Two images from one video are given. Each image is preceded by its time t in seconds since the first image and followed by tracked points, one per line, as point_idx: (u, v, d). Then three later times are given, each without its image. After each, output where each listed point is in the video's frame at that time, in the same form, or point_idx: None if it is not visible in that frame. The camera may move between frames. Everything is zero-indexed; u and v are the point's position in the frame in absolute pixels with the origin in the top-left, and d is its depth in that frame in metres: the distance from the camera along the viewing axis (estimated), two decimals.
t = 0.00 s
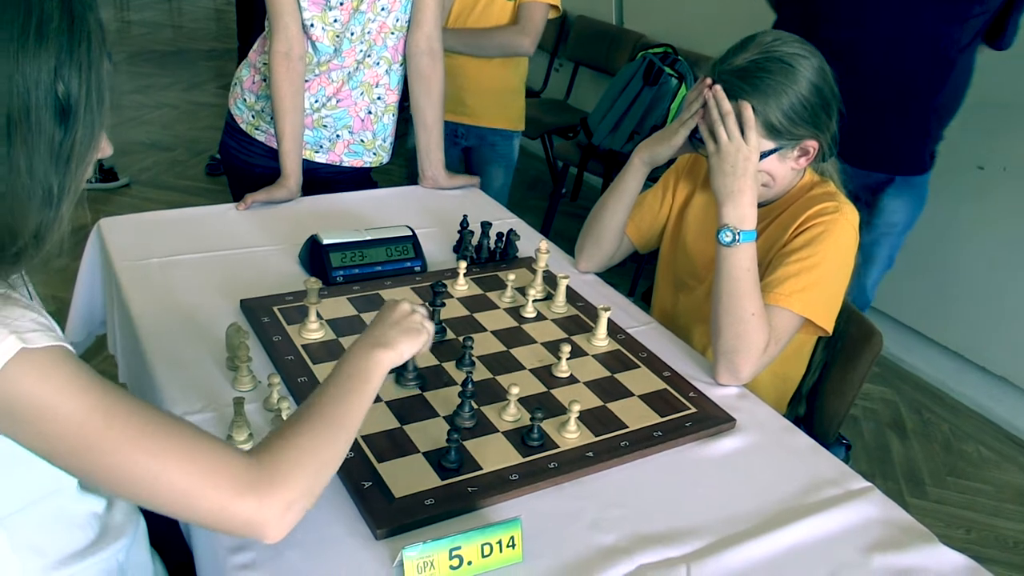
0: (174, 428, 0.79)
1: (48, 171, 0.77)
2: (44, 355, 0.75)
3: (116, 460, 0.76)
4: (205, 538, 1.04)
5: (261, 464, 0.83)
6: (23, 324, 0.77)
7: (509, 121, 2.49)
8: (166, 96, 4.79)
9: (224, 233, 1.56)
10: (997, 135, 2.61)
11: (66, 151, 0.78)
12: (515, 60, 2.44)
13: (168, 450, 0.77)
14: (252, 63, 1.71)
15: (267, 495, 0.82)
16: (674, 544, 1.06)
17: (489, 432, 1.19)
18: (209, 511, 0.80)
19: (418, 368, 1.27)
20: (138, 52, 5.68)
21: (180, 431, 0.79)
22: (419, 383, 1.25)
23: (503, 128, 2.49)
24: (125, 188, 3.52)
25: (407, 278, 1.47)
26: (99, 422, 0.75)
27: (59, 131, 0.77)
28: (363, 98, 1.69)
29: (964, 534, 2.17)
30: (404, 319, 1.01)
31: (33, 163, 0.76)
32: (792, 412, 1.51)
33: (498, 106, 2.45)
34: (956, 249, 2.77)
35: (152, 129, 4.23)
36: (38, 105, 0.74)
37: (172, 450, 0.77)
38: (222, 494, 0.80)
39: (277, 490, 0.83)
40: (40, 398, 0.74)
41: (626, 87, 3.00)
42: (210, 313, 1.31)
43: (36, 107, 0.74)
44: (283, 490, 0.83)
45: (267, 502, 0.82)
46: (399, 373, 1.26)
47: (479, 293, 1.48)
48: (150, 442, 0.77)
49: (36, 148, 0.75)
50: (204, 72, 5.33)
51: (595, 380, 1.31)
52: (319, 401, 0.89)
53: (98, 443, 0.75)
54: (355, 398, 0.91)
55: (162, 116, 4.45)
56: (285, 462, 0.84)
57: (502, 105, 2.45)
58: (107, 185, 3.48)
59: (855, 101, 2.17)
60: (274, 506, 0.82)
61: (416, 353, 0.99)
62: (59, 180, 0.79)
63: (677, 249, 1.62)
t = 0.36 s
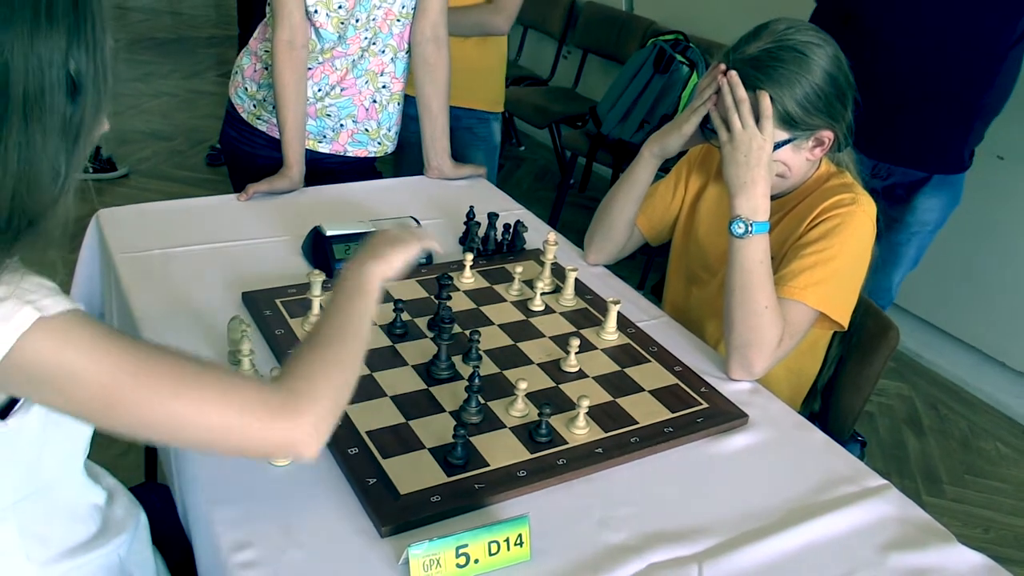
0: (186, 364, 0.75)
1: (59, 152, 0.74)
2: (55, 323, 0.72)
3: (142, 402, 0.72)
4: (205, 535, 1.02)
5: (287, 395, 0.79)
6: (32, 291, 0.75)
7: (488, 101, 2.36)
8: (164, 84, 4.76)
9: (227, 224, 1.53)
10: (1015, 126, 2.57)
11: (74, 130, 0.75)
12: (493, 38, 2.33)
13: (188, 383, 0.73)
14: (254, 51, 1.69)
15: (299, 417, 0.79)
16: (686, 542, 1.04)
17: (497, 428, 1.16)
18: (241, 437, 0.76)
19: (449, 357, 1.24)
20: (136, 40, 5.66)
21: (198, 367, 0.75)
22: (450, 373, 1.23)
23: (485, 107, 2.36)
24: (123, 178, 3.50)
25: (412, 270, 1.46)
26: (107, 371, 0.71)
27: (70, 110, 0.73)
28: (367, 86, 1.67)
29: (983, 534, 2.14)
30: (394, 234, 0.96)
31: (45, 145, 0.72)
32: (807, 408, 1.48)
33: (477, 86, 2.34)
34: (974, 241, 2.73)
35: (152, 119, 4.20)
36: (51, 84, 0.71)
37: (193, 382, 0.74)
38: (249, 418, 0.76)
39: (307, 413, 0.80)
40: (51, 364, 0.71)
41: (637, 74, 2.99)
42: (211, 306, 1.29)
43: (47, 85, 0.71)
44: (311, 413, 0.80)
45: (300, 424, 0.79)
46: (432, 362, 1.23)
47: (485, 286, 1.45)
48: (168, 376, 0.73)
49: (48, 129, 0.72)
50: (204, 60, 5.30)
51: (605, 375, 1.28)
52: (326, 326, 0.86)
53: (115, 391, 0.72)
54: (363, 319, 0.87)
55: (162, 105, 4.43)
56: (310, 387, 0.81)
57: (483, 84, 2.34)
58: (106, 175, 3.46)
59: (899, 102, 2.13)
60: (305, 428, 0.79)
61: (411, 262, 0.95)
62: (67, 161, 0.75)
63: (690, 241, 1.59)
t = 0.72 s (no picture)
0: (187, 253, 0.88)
1: (50, 121, 0.74)
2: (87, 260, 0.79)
3: (169, 285, 0.84)
4: (206, 542, 1.00)
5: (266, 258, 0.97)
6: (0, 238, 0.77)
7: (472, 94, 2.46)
8: (164, 80, 4.76)
9: (226, 220, 1.53)
10: None
11: (68, 104, 0.76)
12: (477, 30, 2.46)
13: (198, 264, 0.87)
14: (254, 46, 1.67)
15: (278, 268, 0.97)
16: (694, 547, 1.01)
17: (502, 431, 1.14)
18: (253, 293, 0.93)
19: (454, 358, 1.22)
20: (136, 35, 5.66)
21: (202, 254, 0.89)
22: (454, 375, 1.20)
23: (470, 102, 2.46)
24: (122, 175, 3.49)
25: (417, 270, 1.43)
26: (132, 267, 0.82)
27: (60, 84, 0.74)
28: (370, 83, 1.66)
29: (1000, 541, 2.10)
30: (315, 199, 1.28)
31: (37, 115, 0.73)
32: (820, 412, 1.45)
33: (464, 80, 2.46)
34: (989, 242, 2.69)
35: (150, 115, 4.19)
36: (37, 56, 0.71)
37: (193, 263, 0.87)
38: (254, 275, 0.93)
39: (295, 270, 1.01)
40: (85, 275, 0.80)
41: (646, 69, 2.97)
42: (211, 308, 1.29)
43: (37, 64, 0.72)
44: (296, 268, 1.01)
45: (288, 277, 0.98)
46: (436, 364, 1.21)
47: (491, 286, 1.43)
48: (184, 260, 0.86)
49: (38, 101, 0.73)
50: (204, 56, 5.30)
51: (613, 377, 1.26)
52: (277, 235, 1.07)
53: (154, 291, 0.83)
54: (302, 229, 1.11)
55: (162, 101, 4.42)
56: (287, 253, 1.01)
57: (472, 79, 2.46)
58: (103, 173, 3.46)
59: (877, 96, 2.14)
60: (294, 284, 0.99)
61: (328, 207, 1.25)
62: (65, 138, 0.76)
63: (700, 241, 1.57)
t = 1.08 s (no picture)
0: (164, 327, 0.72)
1: (45, 117, 0.68)
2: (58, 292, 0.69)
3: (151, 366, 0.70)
4: (204, 544, 0.97)
5: (243, 328, 0.79)
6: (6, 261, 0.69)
7: (479, 89, 2.45)
8: (161, 73, 4.73)
9: (226, 216, 1.50)
10: None
11: (61, 99, 0.69)
12: (482, 25, 2.41)
13: (181, 351, 0.72)
14: (254, 38, 1.65)
15: (259, 347, 0.78)
16: (703, 554, 0.98)
17: (507, 433, 1.11)
18: (242, 397, 0.75)
19: (457, 358, 1.19)
20: (134, 27, 5.64)
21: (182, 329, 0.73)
22: (458, 375, 1.18)
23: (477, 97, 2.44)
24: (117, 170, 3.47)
25: (420, 268, 1.41)
26: (101, 342, 0.68)
27: (56, 78, 0.68)
28: (372, 76, 1.63)
29: (1016, 550, 2.07)
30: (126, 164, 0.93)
31: (30, 114, 0.67)
32: (833, 416, 1.42)
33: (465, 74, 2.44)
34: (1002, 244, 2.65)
35: (147, 110, 4.16)
36: (31, 50, 0.65)
37: (180, 348, 0.72)
38: (246, 377, 0.75)
39: (278, 365, 0.78)
40: (31, 321, 0.67)
41: (654, 65, 2.91)
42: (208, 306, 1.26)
43: (31, 56, 0.65)
44: (277, 354, 0.79)
45: (284, 377, 0.78)
46: (439, 364, 1.18)
47: (496, 285, 1.40)
48: (167, 344, 0.71)
49: (32, 97, 0.67)
50: (202, 49, 5.27)
51: (621, 379, 1.23)
52: (182, 264, 0.84)
53: (120, 365, 0.69)
54: (187, 240, 0.85)
55: (160, 95, 4.39)
56: (264, 323, 0.81)
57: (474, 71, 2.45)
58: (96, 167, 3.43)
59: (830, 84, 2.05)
60: (295, 388, 0.79)
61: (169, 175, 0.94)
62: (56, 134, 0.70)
63: (710, 241, 1.54)
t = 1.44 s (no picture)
0: (130, 406, 0.82)
1: (31, 128, 0.77)
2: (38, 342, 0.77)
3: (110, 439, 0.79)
4: (202, 543, 0.95)
5: (191, 413, 0.89)
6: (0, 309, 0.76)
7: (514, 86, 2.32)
8: (162, 62, 4.70)
9: (225, 208, 1.47)
10: None
11: (50, 108, 0.77)
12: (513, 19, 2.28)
13: (136, 435, 0.80)
14: (255, 25, 1.62)
15: (203, 435, 0.88)
16: (715, 555, 0.95)
17: (514, 430, 1.08)
18: (178, 483, 0.84)
19: (463, 353, 1.16)
20: (134, 15, 5.60)
21: (142, 410, 0.83)
22: (463, 371, 1.15)
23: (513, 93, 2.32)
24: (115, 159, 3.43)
25: (425, 261, 1.38)
26: (69, 413, 0.76)
27: (47, 88, 0.76)
28: (377, 64, 1.61)
29: None
30: (99, 183, 0.97)
31: (16, 120, 0.75)
32: (848, 413, 1.39)
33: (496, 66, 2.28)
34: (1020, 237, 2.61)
35: (147, 99, 4.12)
36: (23, 60, 0.73)
37: (134, 431, 0.80)
38: (187, 466, 0.85)
39: (218, 455, 0.88)
40: (9, 375, 0.74)
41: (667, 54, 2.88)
42: (208, 297, 1.23)
43: (22, 61, 0.73)
44: (218, 444, 0.89)
45: (222, 467, 0.88)
46: (444, 359, 1.15)
47: (503, 279, 1.37)
48: (126, 426, 0.80)
49: (19, 104, 0.75)
50: (203, 37, 5.23)
51: (631, 375, 1.20)
52: (144, 329, 0.93)
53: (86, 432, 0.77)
54: (155, 305, 0.94)
55: (159, 84, 4.35)
56: (213, 410, 0.91)
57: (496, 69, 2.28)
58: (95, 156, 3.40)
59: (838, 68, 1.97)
60: (231, 477, 0.89)
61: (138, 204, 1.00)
62: (46, 138, 0.79)
63: (723, 233, 1.51)
